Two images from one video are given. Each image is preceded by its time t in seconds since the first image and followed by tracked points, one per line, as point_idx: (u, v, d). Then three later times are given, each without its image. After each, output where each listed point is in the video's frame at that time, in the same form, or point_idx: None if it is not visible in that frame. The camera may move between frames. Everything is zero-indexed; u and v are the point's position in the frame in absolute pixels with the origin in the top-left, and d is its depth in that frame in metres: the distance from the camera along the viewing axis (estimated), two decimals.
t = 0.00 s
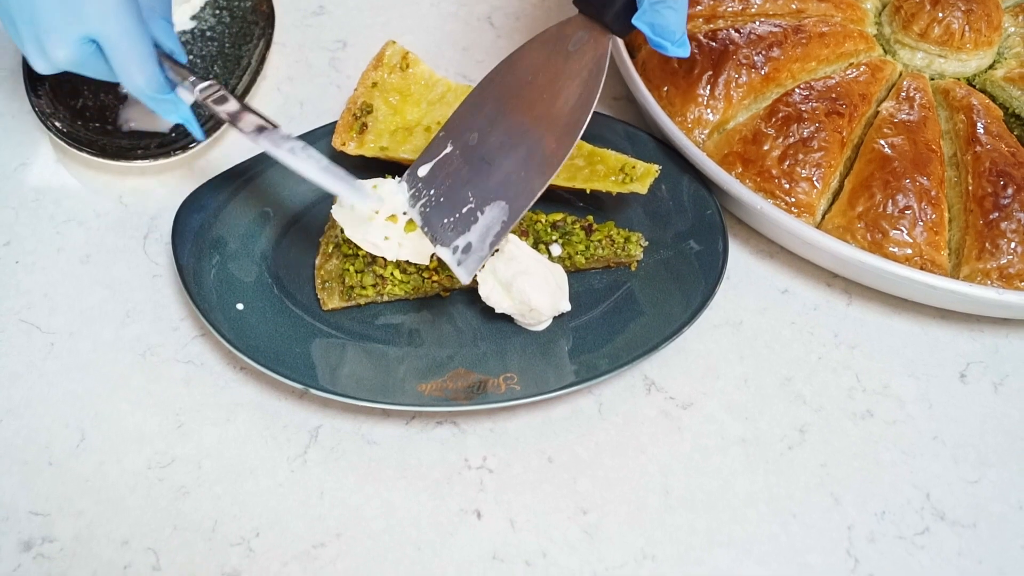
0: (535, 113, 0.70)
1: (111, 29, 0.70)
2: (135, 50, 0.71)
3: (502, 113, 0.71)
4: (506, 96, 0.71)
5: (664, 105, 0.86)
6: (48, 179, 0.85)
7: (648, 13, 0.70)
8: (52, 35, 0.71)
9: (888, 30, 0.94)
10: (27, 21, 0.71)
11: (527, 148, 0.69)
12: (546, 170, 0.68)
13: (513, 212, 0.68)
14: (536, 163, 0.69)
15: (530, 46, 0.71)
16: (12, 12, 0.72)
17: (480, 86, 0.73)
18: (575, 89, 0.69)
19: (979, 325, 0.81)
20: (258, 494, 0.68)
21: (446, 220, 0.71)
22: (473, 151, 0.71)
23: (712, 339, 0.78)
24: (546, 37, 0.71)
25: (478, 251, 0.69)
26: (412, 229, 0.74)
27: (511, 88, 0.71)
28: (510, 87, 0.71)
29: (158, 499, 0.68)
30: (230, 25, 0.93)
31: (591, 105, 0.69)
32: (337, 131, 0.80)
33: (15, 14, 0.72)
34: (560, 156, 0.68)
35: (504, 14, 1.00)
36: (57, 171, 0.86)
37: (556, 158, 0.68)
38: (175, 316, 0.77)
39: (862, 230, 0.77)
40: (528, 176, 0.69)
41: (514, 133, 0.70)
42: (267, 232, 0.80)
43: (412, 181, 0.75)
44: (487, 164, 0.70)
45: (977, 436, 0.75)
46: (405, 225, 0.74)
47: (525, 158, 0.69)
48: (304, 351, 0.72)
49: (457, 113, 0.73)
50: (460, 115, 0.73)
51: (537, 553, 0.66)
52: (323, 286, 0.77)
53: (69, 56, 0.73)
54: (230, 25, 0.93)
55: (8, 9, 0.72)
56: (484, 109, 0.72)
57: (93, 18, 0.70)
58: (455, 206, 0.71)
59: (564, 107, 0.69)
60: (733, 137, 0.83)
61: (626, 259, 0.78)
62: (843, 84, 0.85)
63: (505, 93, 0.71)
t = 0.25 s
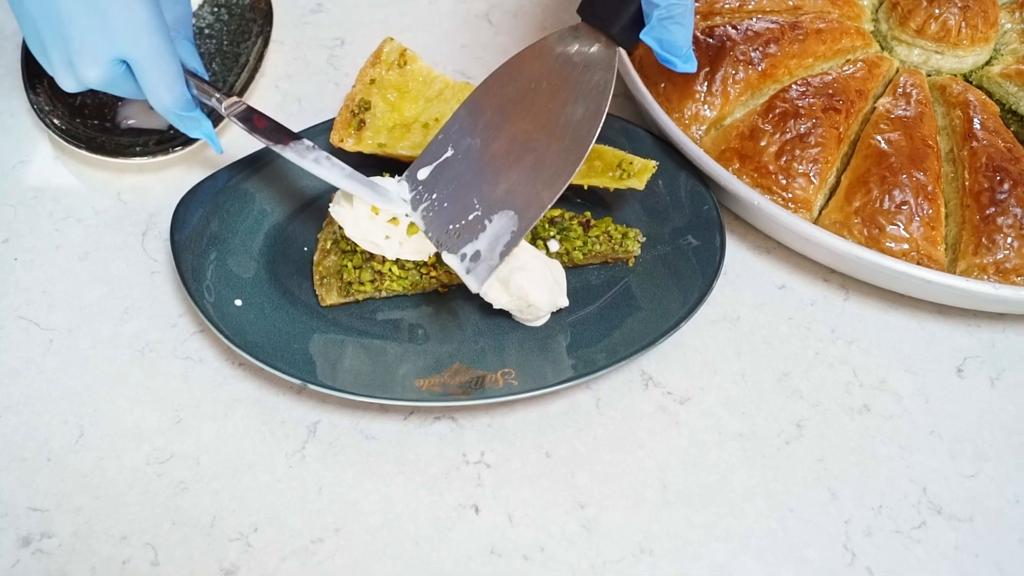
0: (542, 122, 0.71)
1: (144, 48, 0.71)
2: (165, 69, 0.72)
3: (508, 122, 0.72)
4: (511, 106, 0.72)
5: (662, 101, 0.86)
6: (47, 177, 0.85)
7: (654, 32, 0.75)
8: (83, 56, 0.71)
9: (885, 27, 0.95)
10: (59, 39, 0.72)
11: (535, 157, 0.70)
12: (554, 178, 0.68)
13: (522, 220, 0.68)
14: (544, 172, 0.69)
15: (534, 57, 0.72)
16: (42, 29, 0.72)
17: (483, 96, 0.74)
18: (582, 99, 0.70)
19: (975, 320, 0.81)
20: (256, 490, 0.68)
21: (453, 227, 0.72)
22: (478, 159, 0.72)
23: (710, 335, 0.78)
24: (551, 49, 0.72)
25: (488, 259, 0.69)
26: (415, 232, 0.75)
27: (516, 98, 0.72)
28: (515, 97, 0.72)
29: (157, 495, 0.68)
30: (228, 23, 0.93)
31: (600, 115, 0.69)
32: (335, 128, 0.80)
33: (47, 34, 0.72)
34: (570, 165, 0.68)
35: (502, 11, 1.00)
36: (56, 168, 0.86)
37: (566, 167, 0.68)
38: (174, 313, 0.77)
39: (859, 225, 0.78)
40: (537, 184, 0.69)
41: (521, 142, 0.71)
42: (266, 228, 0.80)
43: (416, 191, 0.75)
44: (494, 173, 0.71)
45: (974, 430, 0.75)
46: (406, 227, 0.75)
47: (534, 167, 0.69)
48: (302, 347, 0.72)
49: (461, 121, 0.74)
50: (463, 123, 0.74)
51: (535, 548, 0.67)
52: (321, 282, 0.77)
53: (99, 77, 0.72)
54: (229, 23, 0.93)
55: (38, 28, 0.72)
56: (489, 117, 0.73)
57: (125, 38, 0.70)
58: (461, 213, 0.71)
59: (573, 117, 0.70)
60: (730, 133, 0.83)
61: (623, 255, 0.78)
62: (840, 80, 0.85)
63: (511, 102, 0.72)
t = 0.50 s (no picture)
0: (532, 127, 0.72)
1: (121, 51, 0.71)
2: (141, 71, 0.71)
3: (498, 126, 0.73)
4: (502, 110, 0.73)
5: (657, 98, 0.86)
6: (43, 174, 0.85)
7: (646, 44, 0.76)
8: (60, 57, 0.71)
9: (880, 24, 0.94)
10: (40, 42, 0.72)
11: (527, 162, 0.71)
12: (545, 184, 0.69)
13: (513, 226, 0.69)
14: (536, 177, 0.70)
15: (526, 61, 0.73)
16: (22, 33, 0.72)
17: (474, 98, 0.75)
18: (574, 105, 0.71)
19: (970, 317, 0.81)
20: (251, 487, 0.68)
21: (442, 230, 0.73)
22: (468, 162, 0.73)
23: (705, 331, 0.78)
24: (545, 54, 0.73)
25: (479, 263, 0.70)
26: (405, 232, 0.75)
27: (507, 102, 0.73)
28: (507, 102, 0.73)
29: (151, 491, 0.68)
30: (224, 20, 0.93)
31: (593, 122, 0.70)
32: (330, 124, 0.80)
33: (25, 36, 0.72)
34: (563, 172, 0.69)
35: (498, 9, 1.00)
36: (52, 166, 0.86)
37: (559, 174, 0.69)
38: (169, 310, 0.77)
39: (853, 222, 0.78)
40: (528, 190, 0.70)
41: (512, 147, 0.72)
42: (261, 225, 0.80)
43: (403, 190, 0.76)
44: (485, 176, 0.72)
45: (969, 427, 0.75)
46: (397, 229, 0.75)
47: (525, 173, 0.70)
48: (297, 343, 0.73)
49: (450, 123, 0.75)
50: (452, 125, 0.75)
51: (529, 544, 0.67)
52: (316, 279, 0.77)
53: (76, 80, 0.72)
54: (224, 20, 0.93)
55: (17, 31, 0.72)
56: (479, 121, 0.74)
57: (103, 41, 0.70)
58: (452, 216, 0.72)
59: (565, 124, 0.71)
60: (725, 130, 0.83)
61: (618, 251, 0.78)
62: (835, 77, 0.85)
63: (502, 107, 0.73)
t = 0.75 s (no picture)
0: (529, 122, 0.72)
1: (83, 48, 0.73)
2: (104, 67, 0.73)
3: (496, 120, 0.73)
4: (500, 104, 0.74)
5: (649, 95, 0.86)
6: (37, 172, 0.86)
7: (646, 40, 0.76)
8: (24, 56, 0.73)
9: (874, 22, 0.94)
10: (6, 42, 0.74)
11: (526, 157, 0.71)
12: (545, 181, 0.70)
13: (513, 222, 0.70)
14: (535, 173, 0.71)
15: (524, 55, 0.73)
16: None
17: (471, 91, 0.75)
18: (574, 100, 0.71)
19: (961, 315, 0.81)
20: (242, 483, 0.69)
21: (441, 223, 0.73)
22: (467, 155, 0.74)
23: (696, 329, 0.78)
24: (543, 48, 0.73)
25: (479, 257, 0.71)
26: (394, 229, 0.75)
27: (505, 97, 0.73)
28: (504, 96, 0.73)
29: (143, 488, 0.68)
30: (218, 19, 0.93)
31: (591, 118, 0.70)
32: (322, 122, 0.80)
33: None
34: (562, 168, 0.70)
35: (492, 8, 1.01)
36: (46, 164, 0.86)
37: (559, 170, 0.70)
38: (161, 307, 0.77)
39: (844, 219, 0.78)
40: (527, 186, 0.71)
41: (510, 141, 0.72)
42: (253, 223, 0.80)
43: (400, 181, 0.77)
44: (484, 171, 0.73)
45: (959, 424, 0.75)
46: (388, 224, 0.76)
47: (524, 168, 0.71)
48: (288, 340, 0.73)
49: (448, 116, 0.76)
50: (449, 118, 0.76)
51: (519, 541, 0.67)
52: (308, 277, 0.77)
53: (40, 77, 0.75)
54: (218, 19, 0.93)
55: None
56: (476, 114, 0.75)
57: (64, 40, 0.72)
58: (450, 210, 0.73)
59: (564, 119, 0.71)
60: (717, 127, 0.83)
61: (609, 249, 0.78)
62: (827, 75, 0.85)
63: (499, 101, 0.74)
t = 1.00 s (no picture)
0: (584, 74, 0.65)
1: (25, 23, 0.73)
2: (49, 37, 0.74)
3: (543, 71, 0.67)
4: (547, 55, 0.67)
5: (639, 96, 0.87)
6: (29, 172, 0.86)
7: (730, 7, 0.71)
8: None
9: (864, 23, 0.95)
10: None
11: (583, 115, 0.65)
12: (607, 139, 0.64)
13: (573, 184, 0.65)
14: (595, 134, 0.65)
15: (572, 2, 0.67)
16: None
17: (515, 39, 0.69)
18: (633, 58, 0.64)
19: (950, 315, 0.81)
20: (230, 482, 0.69)
21: (490, 180, 0.68)
22: (512, 109, 0.68)
23: (684, 329, 0.79)
24: None
25: (537, 219, 0.66)
26: (383, 229, 0.76)
27: (552, 47, 0.67)
28: (554, 45, 0.67)
29: (132, 486, 0.69)
30: (211, 19, 0.94)
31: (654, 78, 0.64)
32: (313, 123, 0.81)
33: None
34: (625, 131, 0.63)
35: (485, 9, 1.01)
36: (38, 163, 0.87)
37: (619, 134, 0.63)
38: (152, 307, 0.78)
39: (833, 220, 0.78)
40: (586, 148, 0.65)
41: (563, 98, 0.66)
42: (243, 222, 0.81)
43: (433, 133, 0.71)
44: (535, 126, 0.67)
45: (947, 424, 0.75)
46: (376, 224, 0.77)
47: (580, 128, 0.65)
48: (278, 340, 0.73)
49: (486, 62, 0.70)
50: (486, 65, 0.70)
51: (505, 540, 0.67)
52: (297, 276, 0.77)
53: None
54: (211, 19, 0.94)
55: None
56: (519, 64, 0.68)
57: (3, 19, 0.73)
58: (499, 166, 0.68)
59: (623, 77, 0.64)
60: (706, 128, 0.83)
61: (598, 249, 0.79)
62: (816, 76, 0.85)
63: (548, 49, 0.67)
